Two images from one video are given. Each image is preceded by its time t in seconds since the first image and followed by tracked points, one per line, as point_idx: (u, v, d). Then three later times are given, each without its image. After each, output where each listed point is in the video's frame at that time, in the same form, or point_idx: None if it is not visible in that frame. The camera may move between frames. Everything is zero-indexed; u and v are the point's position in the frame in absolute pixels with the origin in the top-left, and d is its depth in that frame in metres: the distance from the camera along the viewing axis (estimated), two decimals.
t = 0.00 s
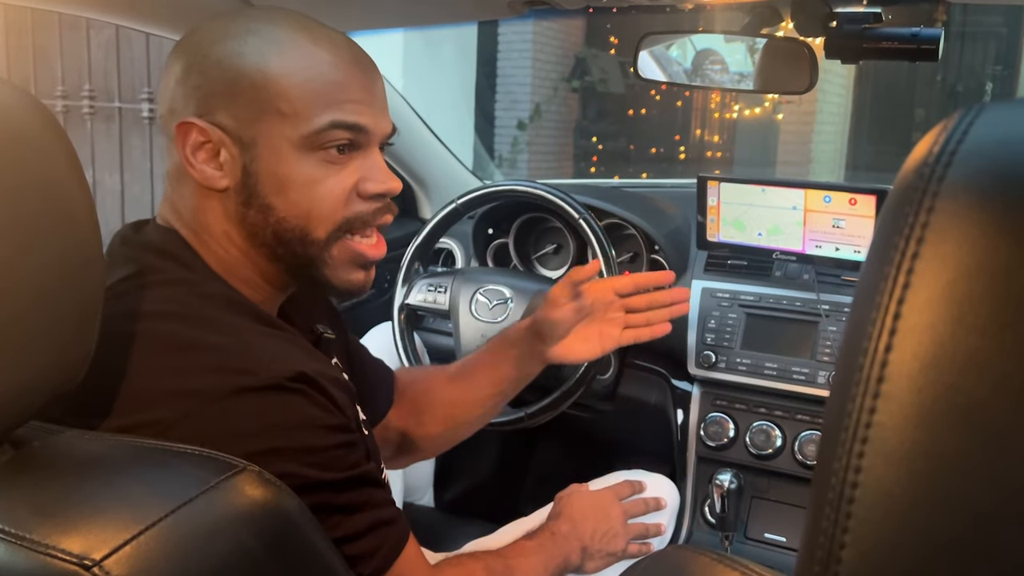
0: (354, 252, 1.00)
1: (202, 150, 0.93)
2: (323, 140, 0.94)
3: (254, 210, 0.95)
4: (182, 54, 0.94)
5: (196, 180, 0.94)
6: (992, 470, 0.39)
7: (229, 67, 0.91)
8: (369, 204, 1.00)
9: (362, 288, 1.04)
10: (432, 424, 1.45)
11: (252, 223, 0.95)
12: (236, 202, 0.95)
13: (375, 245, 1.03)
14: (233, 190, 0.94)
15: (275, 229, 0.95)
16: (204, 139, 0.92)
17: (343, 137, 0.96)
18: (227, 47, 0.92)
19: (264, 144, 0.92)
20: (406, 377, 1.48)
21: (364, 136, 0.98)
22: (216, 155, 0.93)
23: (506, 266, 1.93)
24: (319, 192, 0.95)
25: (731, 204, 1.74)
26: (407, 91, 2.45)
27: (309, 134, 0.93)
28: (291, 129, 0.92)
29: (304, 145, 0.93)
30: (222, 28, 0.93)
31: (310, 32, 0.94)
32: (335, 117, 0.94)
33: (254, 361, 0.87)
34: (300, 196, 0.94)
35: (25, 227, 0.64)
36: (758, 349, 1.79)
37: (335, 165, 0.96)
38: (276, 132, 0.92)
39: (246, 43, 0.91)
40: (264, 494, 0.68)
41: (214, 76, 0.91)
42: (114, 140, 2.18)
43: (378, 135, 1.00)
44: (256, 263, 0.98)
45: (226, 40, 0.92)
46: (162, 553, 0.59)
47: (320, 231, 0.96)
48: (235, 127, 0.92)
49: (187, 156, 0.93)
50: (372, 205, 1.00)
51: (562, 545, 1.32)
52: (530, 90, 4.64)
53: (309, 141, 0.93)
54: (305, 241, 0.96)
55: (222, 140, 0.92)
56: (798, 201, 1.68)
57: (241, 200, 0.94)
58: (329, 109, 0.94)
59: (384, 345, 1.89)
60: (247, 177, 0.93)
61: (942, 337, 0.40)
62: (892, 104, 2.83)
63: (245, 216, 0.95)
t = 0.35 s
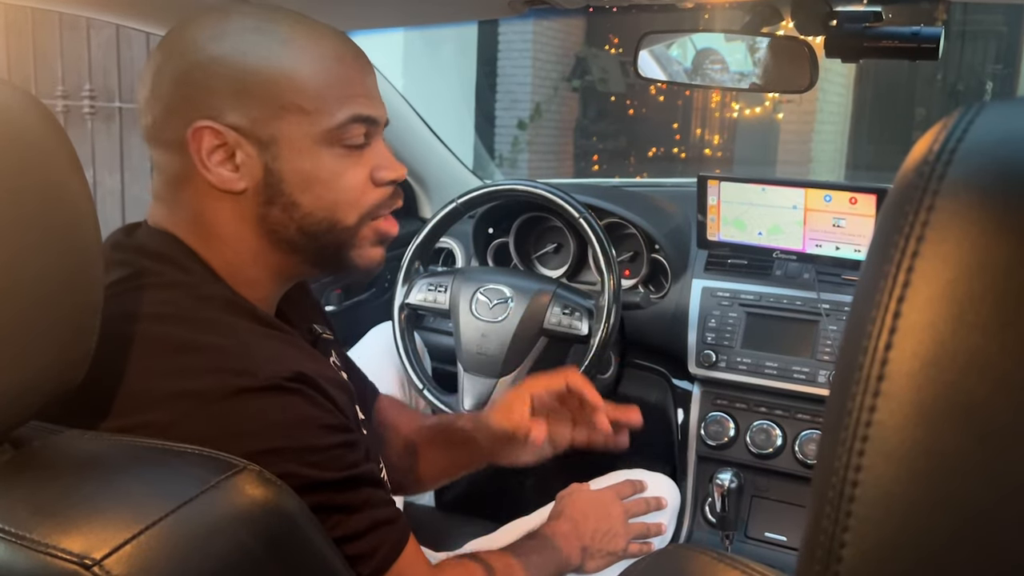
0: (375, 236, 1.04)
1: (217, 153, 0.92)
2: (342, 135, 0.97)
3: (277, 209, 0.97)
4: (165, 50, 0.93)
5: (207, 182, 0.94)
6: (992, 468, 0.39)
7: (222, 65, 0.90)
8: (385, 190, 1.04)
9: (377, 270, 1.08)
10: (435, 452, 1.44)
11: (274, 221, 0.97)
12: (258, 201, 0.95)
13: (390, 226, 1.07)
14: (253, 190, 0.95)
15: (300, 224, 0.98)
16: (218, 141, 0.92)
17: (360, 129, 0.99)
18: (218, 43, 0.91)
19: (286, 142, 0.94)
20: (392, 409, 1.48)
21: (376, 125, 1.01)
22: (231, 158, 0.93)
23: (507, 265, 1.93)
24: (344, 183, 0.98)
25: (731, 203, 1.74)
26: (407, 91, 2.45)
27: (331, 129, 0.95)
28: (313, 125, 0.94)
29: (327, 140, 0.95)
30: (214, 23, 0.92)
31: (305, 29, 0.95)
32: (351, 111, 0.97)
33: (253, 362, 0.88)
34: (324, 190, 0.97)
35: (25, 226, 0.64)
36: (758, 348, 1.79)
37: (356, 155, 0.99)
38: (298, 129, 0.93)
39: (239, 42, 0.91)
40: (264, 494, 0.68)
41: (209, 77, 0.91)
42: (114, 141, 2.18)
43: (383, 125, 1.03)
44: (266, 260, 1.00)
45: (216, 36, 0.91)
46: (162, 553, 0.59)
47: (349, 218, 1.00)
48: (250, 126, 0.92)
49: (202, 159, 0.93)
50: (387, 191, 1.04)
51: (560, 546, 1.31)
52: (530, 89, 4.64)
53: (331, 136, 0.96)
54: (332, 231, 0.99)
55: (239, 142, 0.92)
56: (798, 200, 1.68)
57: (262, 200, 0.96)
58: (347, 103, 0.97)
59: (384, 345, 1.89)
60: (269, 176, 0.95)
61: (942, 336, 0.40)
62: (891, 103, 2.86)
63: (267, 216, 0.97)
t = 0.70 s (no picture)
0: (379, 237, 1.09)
1: (240, 164, 0.93)
2: (357, 144, 1.00)
3: (295, 217, 0.99)
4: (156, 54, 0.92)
5: (228, 195, 0.95)
6: (991, 466, 0.39)
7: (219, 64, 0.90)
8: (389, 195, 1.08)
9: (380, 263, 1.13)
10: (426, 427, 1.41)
11: (293, 229, 1.00)
12: (275, 211, 0.98)
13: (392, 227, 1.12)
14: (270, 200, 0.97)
15: (315, 229, 1.01)
16: (240, 155, 0.93)
17: (373, 138, 1.03)
18: (216, 41, 0.90)
19: (307, 153, 0.96)
20: (377, 400, 1.45)
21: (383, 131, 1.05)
22: (251, 170, 0.94)
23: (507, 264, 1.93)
24: (358, 190, 1.02)
25: (731, 203, 1.74)
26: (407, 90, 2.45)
27: (349, 139, 0.99)
28: (332, 136, 0.97)
29: (345, 151, 0.99)
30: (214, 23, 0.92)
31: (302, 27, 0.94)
32: (366, 122, 1.01)
33: (254, 361, 0.88)
34: (340, 198, 1.00)
35: (24, 226, 0.64)
36: (758, 348, 1.79)
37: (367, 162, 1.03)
38: (319, 142, 0.96)
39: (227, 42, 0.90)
40: (265, 493, 0.68)
41: (209, 76, 0.90)
42: (114, 141, 2.18)
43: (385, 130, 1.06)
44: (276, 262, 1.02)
45: (215, 35, 0.90)
46: (162, 552, 0.59)
47: (361, 224, 1.04)
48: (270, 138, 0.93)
49: (225, 174, 0.94)
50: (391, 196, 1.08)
51: (562, 543, 1.32)
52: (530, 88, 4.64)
53: (348, 146, 0.99)
54: (346, 236, 1.03)
55: (260, 154, 0.93)
56: (798, 199, 1.68)
57: (281, 211, 0.98)
58: (366, 114, 1.00)
59: (385, 345, 1.89)
60: (290, 186, 0.97)
61: (943, 336, 0.40)
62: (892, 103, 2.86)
63: (286, 223, 0.99)
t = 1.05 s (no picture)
0: (347, 247, 1.00)
1: (194, 146, 0.92)
2: (309, 138, 0.93)
3: (243, 206, 0.94)
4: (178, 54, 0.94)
5: (188, 175, 0.94)
6: (992, 466, 0.40)
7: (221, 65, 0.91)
8: (359, 205, 0.99)
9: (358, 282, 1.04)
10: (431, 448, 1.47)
11: (241, 218, 0.95)
12: (226, 199, 0.94)
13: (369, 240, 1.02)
14: (223, 187, 0.94)
15: (264, 226, 0.95)
16: (196, 134, 0.92)
17: (331, 136, 0.95)
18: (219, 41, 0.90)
19: (254, 139, 0.92)
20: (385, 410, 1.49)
21: (352, 131, 0.97)
22: (206, 150, 0.92)
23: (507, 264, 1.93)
24: (306, 190, 0.94)
25: (731, 202, 1.74)
26: (407, 89, 2.45)
27: (296, 129, 0.92)
28: (279, 125, 0.92)
29: (292, 141, 0.92)
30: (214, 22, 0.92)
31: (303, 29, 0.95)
32: (319, 112, 0.93)
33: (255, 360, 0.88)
34: (287, 195, 0.94)
35: (25, 226, 0.64)
36: (759, 347, 1.79)
37: (322, 162, 0.95)
38: (266, 129, 0.91)
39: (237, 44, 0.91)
40: (266, 493, 0.68)
41: (211, 76, 0.91)
42: (115, 141, 2.19)
43: (365, 134, 0.99)
44: (259, 266, 0.98)
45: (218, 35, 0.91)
46: (164, 551, 0.59)
47: (312, 229, 0.96)
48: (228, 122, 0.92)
49: (180, 151, 0.93)
50: (362, 207, 0.99)
51: (562, 543, 1.32)
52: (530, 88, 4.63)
53: (297, 137, 0.93)
54: (293, 239, 0.96)
55: (215, 136, 0.92)
56: (799, 199, 1.68)
57: (230, 196, 0.94)
58: (314, 102, 0.93)
59: (385, 345, 1.89)
60: (237, 171, 0.93)
61: (944, 337, 0.40)
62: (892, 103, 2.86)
63: (235, 212, 0.94)
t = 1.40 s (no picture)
0: (345, 270, 0.98)
1: (219, 147, 0.93)
2: (326, 160, 0.93)
3: (254, 214, 0.94)
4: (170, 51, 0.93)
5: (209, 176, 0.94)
6: (993, 463, 0.39)
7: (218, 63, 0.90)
8: (365, 230, 0.98)
9: (358, 307, 1.04)
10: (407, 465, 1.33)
11: (251, 226, 0.94)
12: (240, 203, 0.94)
13: (372, 268, 1.01)
14: (239, 190, 0.94)
15: (271, 233, 0.94)
16: (222, 137, 0.92)
17: (349, 162, 0.94)
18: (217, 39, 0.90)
19: (272, 152, 0.92)
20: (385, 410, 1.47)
21: (373, 161, 0.96)
22: (229, 155, 0.93)
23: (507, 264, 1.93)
24: (316, 209, 0.94)
25: (731, 201, 1.74)
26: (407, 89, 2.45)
27: (315, 148, 0.92)
28: (300, 144, 0.92)
29: (311, 160, 0.92)
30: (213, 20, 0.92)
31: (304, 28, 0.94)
32: (338, 137, 0.93)
33: (254, 360, 0.88)
34: (297, 210, 0.93)
35: (25, 225, 0.64)
36: (759, 346, 1.79)
37: (338, 186, 0.94)
38: (265, 129, 0.91)
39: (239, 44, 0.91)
40: (266, 493, 0.68)
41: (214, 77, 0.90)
42: (115, 141, 2.18)
43: (387, 166, 0.98)
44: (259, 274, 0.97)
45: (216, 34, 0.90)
46: (163, 552, 0.59)
47: (311, 243, 0.95)
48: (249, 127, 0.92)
49: (204, 151, 0.93)
50: (368, 233, 0.98)
51: (562, 543, 1.32)
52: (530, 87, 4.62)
53: (315, 157, 0.92)
54: (295, 253, 0.95)
55: (238, 141, 0.92)
56: (799, 198, 1.68)
57: (244, 201, 0.94)
58: (335, 125, 0.93)
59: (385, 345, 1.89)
60: (255, 180, 0.93)
61: (943, 334, 0.40)
62: (892, 102, 2.85)
63: (246, 218, 0.94)
